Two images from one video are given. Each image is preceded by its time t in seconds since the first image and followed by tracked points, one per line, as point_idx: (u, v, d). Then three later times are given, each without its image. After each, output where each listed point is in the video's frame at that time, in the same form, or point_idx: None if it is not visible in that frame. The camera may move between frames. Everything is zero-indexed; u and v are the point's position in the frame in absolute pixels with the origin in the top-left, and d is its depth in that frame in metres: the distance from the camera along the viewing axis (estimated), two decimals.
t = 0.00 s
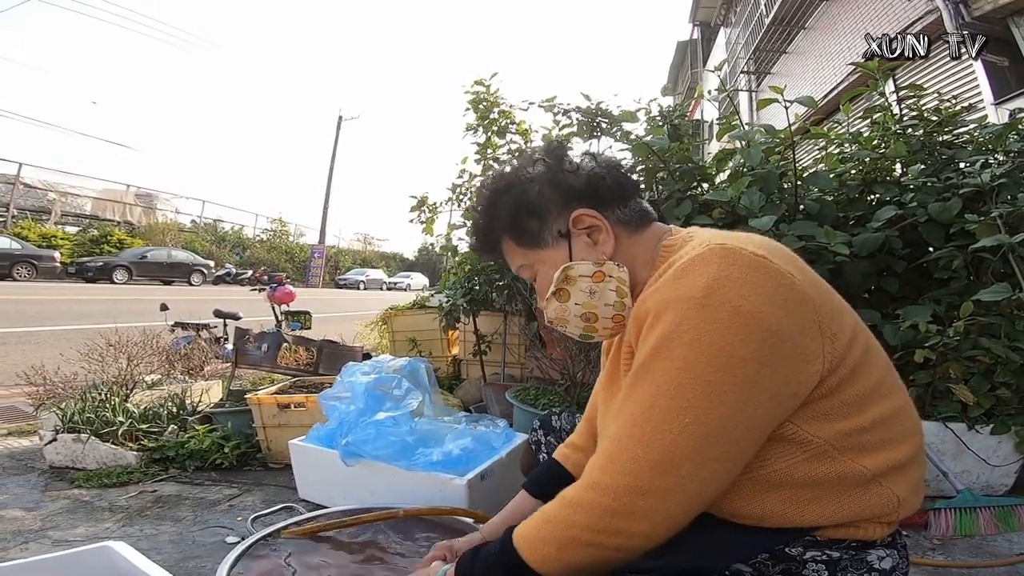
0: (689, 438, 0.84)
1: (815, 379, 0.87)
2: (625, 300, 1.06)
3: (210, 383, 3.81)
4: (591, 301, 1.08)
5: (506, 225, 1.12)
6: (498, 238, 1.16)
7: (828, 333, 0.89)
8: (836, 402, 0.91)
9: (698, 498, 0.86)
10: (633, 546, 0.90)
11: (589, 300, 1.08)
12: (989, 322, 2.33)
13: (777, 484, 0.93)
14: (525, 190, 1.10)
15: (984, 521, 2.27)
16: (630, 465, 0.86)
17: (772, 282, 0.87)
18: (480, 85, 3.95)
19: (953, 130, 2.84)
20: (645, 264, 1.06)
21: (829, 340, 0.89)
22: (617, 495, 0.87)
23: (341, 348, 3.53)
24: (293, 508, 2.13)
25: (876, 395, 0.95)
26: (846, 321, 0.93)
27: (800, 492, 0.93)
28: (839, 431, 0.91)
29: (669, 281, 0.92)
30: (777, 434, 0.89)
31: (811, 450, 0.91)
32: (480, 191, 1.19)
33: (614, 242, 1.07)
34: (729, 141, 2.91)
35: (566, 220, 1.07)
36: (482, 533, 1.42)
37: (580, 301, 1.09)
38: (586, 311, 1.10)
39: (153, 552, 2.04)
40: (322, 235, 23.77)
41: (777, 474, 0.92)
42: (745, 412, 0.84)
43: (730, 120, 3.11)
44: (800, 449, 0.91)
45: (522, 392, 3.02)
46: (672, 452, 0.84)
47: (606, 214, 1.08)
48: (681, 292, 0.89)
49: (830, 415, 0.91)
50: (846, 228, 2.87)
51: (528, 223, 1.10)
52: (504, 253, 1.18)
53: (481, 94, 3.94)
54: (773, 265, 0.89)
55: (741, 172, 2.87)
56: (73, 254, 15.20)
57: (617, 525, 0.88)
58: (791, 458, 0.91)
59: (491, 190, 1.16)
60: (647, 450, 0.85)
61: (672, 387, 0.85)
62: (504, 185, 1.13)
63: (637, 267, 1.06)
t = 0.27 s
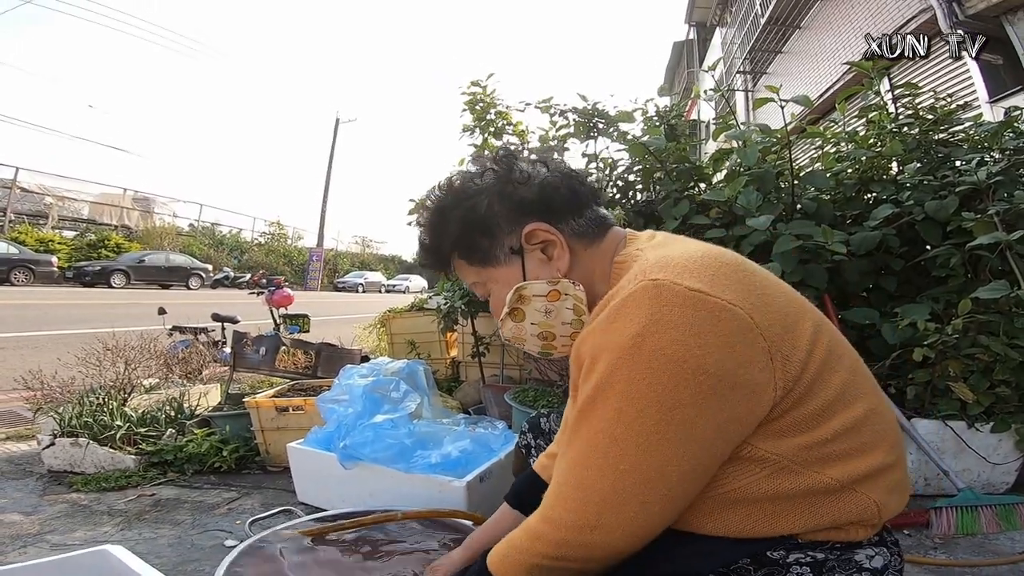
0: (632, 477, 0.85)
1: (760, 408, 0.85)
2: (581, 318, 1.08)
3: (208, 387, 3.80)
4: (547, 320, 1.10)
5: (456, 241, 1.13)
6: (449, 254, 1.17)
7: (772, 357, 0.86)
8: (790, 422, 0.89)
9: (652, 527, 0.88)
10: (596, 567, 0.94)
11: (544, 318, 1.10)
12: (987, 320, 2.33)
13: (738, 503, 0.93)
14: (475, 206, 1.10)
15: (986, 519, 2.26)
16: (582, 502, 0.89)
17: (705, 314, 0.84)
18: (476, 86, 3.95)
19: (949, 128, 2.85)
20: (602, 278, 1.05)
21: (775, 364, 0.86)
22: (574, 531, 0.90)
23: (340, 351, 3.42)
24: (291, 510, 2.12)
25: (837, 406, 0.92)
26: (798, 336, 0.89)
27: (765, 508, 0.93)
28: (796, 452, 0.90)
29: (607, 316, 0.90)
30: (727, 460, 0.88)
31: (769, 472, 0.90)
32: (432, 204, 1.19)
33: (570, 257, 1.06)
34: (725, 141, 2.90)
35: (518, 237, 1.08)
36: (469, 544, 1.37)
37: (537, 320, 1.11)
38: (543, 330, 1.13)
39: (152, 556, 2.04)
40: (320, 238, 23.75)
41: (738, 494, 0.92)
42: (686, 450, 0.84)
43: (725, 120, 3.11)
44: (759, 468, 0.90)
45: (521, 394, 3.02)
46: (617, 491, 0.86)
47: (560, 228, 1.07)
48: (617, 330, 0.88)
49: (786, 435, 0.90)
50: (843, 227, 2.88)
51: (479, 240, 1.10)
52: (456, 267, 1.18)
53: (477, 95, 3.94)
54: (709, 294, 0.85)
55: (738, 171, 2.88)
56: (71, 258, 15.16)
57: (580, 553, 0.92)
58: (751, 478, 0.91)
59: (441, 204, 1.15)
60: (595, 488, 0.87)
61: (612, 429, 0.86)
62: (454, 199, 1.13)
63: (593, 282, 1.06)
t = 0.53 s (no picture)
0: (631, 479, 0.85)
1: (758, 408, 0.86)
2: (580, 316, 1.07)
3: (203, 389, 3.78)
4: (545, 317, 1.09)
5: (454, 236, 1.12)
6: (445, 249, 1.16)
7: (769, 356, 0.86)
8: (786, 421, 0.89)
9: (651, 529, 0.88)
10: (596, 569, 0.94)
11: (542, 316, 1.09)
12: (981, 317, 2.34)
13: (737, 503, 0.93)
14: (473, 201, 1.09)
15: (983, 517, 2.28)
16: (581, 504, 0.89)
17: (703, 313, 0.84)
18: (470, 86, 3.95)
19: (942, 127, 2.86)
20: (600, 275, 1.05)
21: (772, 363, 0.86)
22: (573, 533, 0.90)
23: (336, 353, 3.39)
24: (288, 513, 2.11)
25: (834, 405, 0.92)
26: (794, 335, 0.89)
27: (763, 508, 0.93)
28: (794, 451, 0.90)
29: (605, 314, 0.90)
30: (726, 460, 0.88)
31: (767, 471, 0.90)
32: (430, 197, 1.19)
33: (569, 253, 1.06)
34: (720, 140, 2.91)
35: (517, 232, 1.07)
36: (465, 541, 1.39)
37: (534, 317, 1.10)
38: (540, 327, 1.12)
39: (147, 559, 2.02)
40: (315, 240, 23.70)
41: (736, 493, 0.92)
42: (684, 450, 0.83)
43: (719, 120, 3.12)
44: (757, 468, 0.90)
45: (518, 394, 3.02)
46: (616, 492, 0.86)
47: (560, 224, 1.07)
48: (615, 329, 0.87)
49: (784, 434, 0.90)
50: (837, 226, 2.89)
51: (477, 234, 1.10)
52: (452, 263, 1.18)
53: (472, 95, 3.94)
54: (706, 293, 0.85)
55: (732, 171, 2.88)
56: (65, 260, 15.08)
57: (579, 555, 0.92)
58: (749, 479, 0.90)
59: (438, 198, 1.14)
60: (594, 490, 0.87)
61: (610, 431, 0.86)
62: (452, 192, 1.13)
63: (592, 279, 1.06)
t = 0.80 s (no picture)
0: (689, 448, 0.84)
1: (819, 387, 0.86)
2: (635, 287, 1.05)
3: (197, 391, 3.77)
4: (600, 283, 1.06)
5: (520, 194, 1.11)
6: (507, 208, 1.15)
7: (835, 338, 0.88)
8: (841, 406, 0.90)
9: (697, 506, 0.86)
10: (630, 548, 0.91)
11: (597, 281, 1.06)
12: (976, 313, 2.35)
13: (782, 487, 0.92)
14: (544, 162, 1.09)
15: (980, 514, 2.29)
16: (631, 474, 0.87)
17: (780, 288, 0.86)
18: (464, 86, 3.95)
19: (934, 125, 2.87)
20: (658, 252, 1.06)
21: (837, 344, 0.88)
22: (618, 504, 0.88)
23: (331, 353, 3.37)
24: (283, 514, 2.10)
25: (882, 398, 0.94)
26: (857, 322, 0.92)
27: (804, 497, 0.92)
28: (843, 437, 0.90)
29: (678, 282, 0.91)
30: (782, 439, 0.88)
31: (816, 456, 0.90)
32: (495, 157, 1.18)
33: (631, 224, 1.06)
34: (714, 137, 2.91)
35: (583, 197, 1.07)
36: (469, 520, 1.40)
37: (588, 282, 1.07)
38: (592, 294, 1.08)
39: (142, 561, 2.01)
40: (310, 240, 23.64)
41: (783, 478, 0.91)
42: (748, 421, 0.83)
43: (714, 117, 3.12)
44: (808, 450, 0.90)
45: (514, 393, 3.02)
46: (671, 461, 0.85)
47: (626, 196, 1.07)
48: (686, 296, 0.88)
49: (836, 419, 0.90)
50: (831, 223, 2.89)
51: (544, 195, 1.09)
52: (510, 223, 1.16)
53: (466, 95, 3.93)
54: (783, 270, 0.88)
55: (727, 168, 2.88)
56: (57, 262, 15.01)
57: (617, 531, 0.90)
58: (797, 463, 0.90)
59: (508, 158, 1.14)
60: (648, 459, 0.86)
61: (674, 396, 0.85)
62: (523, 154, 1.13)
63: (650, 255, 1.06)
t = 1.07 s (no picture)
0: (750, 417, 0.85)
1: (880, 370, 0.88)
2: (698, 264, 1.06)
3: (195, 392, 3.76)
4: (664, 255, 1.07)
5: (596, 158, 1.11)
6: (578, 170, 1.15)
7: (899, 326, 0.90)
8: (898, 394, 0.91)
9: (747, 480, 0.87)
10: (670, 520, 0.92)
11: (662, 252, 1.07)
12: (972, 310, 2.36)
13: (827, 471, 0.92)
14: (625, 132, 1.10)
15: (978, 511, 2.32)
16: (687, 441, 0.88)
17: (854, 271, 0.88)
18: (462, 84, 3.94)
19: (929, 122, 2.87)
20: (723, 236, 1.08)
21: (900, 332, 0.90)
22: (671, 470, 0.89)
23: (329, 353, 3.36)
24: (282, 514, 2.09)
25: (934, 393, 0.95)
26: (916, 317, 0.94)
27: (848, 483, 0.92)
28: (895, 425, 0.91)
29: (751, 257, 0.93)
30: (837, 421, 0.89)
31: (868, 441, 0.90)
32: (574, 126, 1.18)
33: (702, 204, 1.08)
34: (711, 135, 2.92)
35: (658, 170, 1.08)
36: (481, 492, 1.40)
37: (653, 252, 1.07)
38: (654, 264, 1.09)
39: (141, 562, 2.01)
40: (306, 240, 23.59)
41: (832, 461, 0.91)
42: (812, 396, 0.85)
43: (710, 115, 3.12)
44: (860, 436, 0.90)
45: (513, 392, 3.03)
46: (731, 428, 0.86)
47: (699, 178, 1.09)
48: (761, 269, 0.90)
49: (890, 407, 0.91)
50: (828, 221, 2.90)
51: (620, 162, 1.09)
52: (578, 186, 1.16)
53: (463, 93, 3.93)
54: (858, 255, 0.90)
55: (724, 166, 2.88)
56: (53, 263, 14.96)
57: (663, 499, 0.91)
58: (849, 447, 0.90)
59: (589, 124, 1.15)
60: (706, 425, 0.87)
61: (739, 365, 0.86)
62: (604, 123, 1.13)
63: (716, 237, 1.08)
